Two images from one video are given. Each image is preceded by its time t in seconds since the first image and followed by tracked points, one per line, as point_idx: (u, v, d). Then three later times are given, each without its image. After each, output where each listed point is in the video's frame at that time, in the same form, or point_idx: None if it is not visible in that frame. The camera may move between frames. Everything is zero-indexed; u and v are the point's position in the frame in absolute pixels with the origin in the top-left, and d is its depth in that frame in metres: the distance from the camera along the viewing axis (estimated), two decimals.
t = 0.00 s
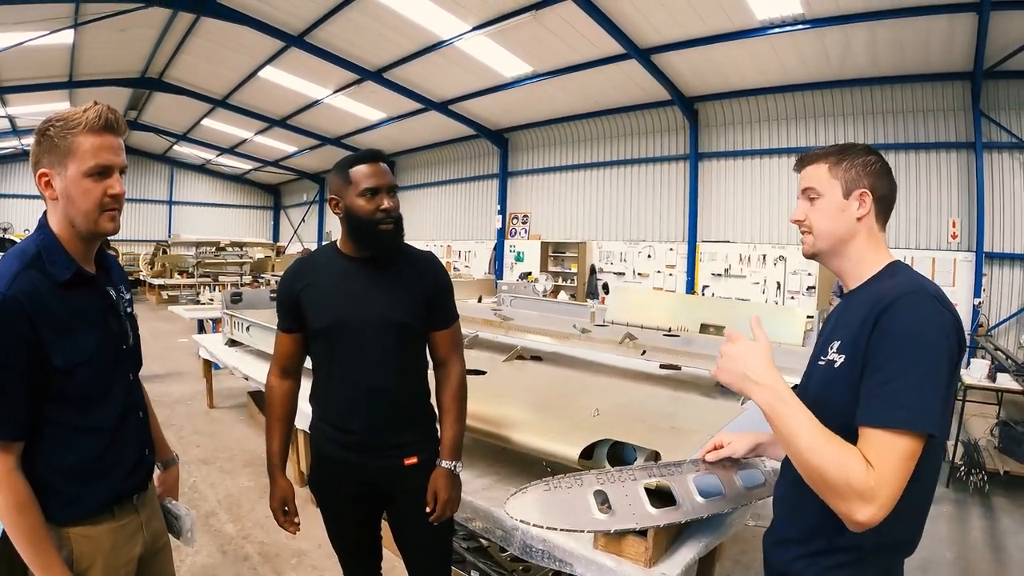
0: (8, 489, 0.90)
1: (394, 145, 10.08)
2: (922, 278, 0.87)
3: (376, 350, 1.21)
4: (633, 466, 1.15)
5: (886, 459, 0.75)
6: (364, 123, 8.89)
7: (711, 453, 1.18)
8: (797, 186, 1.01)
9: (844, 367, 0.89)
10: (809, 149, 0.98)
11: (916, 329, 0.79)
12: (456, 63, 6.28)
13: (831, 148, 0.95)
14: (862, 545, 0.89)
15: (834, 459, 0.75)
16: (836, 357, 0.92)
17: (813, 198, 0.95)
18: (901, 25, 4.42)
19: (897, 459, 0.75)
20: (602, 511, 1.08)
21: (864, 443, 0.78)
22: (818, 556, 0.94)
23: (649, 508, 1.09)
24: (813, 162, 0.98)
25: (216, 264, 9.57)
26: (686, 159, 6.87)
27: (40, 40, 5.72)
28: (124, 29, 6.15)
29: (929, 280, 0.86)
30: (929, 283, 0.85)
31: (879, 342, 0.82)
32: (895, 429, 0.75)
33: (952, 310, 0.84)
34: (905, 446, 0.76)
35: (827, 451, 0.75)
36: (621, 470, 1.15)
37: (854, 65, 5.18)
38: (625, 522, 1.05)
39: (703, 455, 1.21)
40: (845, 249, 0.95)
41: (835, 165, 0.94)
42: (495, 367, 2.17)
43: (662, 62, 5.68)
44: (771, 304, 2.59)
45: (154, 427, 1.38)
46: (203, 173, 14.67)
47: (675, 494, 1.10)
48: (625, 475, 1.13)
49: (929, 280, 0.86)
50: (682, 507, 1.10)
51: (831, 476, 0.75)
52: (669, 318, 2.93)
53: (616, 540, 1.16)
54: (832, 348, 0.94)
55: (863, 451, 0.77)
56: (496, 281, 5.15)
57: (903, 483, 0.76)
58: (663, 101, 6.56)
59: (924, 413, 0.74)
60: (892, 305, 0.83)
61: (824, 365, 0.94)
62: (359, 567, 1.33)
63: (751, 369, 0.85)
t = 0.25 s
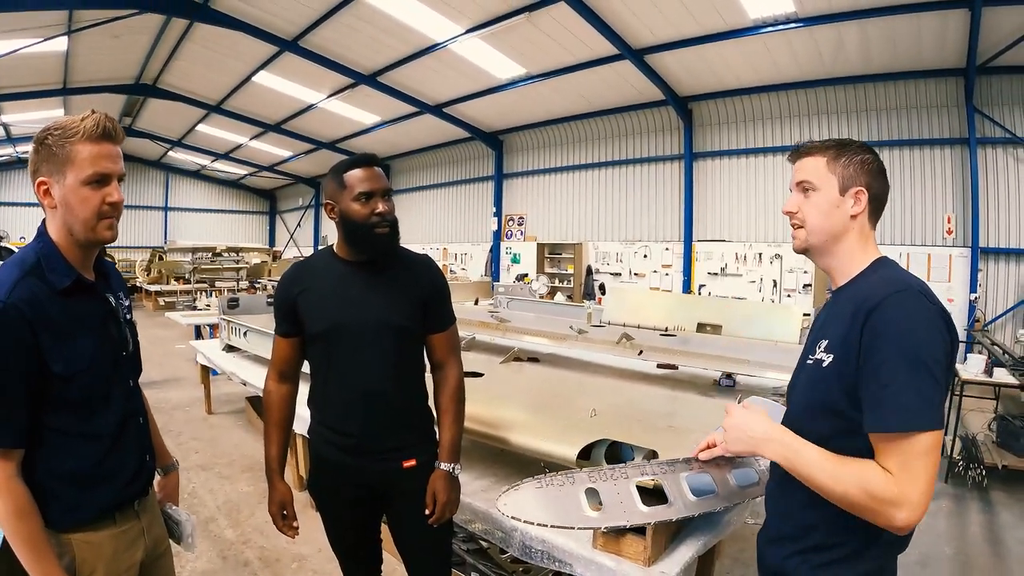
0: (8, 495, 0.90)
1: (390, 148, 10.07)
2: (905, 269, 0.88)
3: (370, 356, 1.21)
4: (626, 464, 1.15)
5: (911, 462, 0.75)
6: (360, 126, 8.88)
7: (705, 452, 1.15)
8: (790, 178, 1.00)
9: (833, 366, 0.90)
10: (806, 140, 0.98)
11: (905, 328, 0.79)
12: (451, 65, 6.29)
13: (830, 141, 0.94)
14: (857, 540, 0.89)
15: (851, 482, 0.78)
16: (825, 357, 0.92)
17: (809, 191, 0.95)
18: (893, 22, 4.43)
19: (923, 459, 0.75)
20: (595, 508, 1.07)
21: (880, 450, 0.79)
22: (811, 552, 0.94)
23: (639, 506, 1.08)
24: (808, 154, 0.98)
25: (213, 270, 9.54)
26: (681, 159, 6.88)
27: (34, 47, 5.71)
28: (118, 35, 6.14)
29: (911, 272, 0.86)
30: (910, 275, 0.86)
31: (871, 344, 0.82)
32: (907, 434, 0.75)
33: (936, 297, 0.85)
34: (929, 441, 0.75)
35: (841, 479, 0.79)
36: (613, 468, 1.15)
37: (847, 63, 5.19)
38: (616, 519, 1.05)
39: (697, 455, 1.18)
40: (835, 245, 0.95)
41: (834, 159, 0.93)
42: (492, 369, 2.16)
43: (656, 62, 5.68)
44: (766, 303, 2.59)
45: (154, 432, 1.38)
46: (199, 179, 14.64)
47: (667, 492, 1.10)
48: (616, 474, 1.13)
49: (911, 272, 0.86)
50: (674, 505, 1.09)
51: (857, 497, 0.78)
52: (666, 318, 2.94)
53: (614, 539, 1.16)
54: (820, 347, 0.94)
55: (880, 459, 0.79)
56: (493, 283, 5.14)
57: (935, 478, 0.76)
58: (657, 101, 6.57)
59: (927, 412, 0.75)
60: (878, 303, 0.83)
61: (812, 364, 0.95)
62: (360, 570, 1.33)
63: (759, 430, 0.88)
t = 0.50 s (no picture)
0: (14, 500, 0.90)
1: (389, 152, 10.08)
2: (901, 266, 0.87)
3: (374, 357, 1.21)
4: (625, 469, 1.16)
5: (909, 462, 0.75)
6: (359, 130, 8.88)
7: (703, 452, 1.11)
8: (787, 173, 0.99)
9: (830, 365, 0.90)
10: (804, 135, 0.97)
11: (901, 326, 0.79)
12: (449, 68, 6.29)
13: (829, 136, 0.93)
14: (860, 538, 0.89)
15: (846, 483, 0.79)
16: (823, 356, 0.92)
17: (808, 186, 0.94)
18: (891, 20, 4.44)
19: (922, 458, 0.75)
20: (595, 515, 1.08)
21: (876, 451, 0.79)
22: (809, 545, 0.94)
23: (640, 509, 1.08)
24: (806, 149, 0.96)
25: (213, 274, 9.54)
26: (680, 159, 6.88)
27: (33, 54, 5.72)
28: (116, 41, 6.14)
29: (909, 269, 0.86)
30: (906, 273, 0.85)
31: (867, 342, 0.82)
32: (907, 433, 0.75)
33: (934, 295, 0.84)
34: (928, 439, 0.75)
35: (838, 481, 0.79)
36: (613, 473, 1.16)
37: (845, 62, 5.19)
38: (618, 525, 1.04)
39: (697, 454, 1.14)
40: (833, 242, 0.95)
41: (834, 155, 0.93)
42: (494, 371, 2.16)
43: (655, 63, 5.69)
44: (766, 302, 2.59)
45: (159, 437, 1.38)
46: (199, 184, 14.65)
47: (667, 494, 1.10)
48: (616, 478, 1.14)
49: (906, 270, 0.86)
50: (675, 506, 1.09)
51: (855, 497, 0.78)
52: (667, 318, 2.94)
53: (618, 540, 1.16)
54: (817, 346, 0.94)
55: (877, 459, 0.79)
56: (493, 286, 5.14)
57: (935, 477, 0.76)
58: (655, 102, 6.58)
59: (923, 410, 0.75)
60: (874, 301, 0.83)
61: (810, 363, 0.95)
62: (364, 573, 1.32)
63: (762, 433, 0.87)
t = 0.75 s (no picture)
0: (19, 504, 0.90)
1: (389, 154, 10.08)
2: (903, 268, 0.83)
3: (376, 358, 1.21)
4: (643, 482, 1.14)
5: (856, 469, 0.73)
6: (358, 133, 8.89)
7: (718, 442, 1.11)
8: (793, 163, 0.94)
9: (817, 363, 0.87)
10: (811, 123, 0.91)
11: (879, 329, 0.75)
12: (447, 70, 6.30)
13: (839, 126, 0.88)
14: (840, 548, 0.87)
15: (788, 485, 0.77)
16: (813, 353, 0.90)
17: (815, 178, 0.89)
18: (888, 19, 4.44)
19: (870, 466, 0.73)
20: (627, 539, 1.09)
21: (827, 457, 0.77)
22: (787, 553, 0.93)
23: (663, 522, 1.14)
24: (814, 137, 0.91)
25: (214, 278, 9.55)
26: (679, 160, 6.89)
27: (32, 59, 5.73)
28: (115, 46, 6.15)
29: (906, 272, 0.81)
30: (901, 274, 0.81)
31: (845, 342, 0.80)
32: (860, 437, 0.73)
33: (930, 301, 0.79)
34: (883, 449, 0.73)
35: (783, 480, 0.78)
36: (629, 489, 1.13)
37: (844, 60, 5.19)
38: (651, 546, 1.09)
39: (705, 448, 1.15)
40: (836, 237, 0.91)
41: (843, 147, 0.87)
42: (494, 373, 2.16)
43: (653, 63, 5.69)
44: (766, 301, 2.59)
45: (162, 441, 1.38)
46: (199, 188, 14.66)
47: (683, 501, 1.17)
48: (634, 494, 1.13)
49: (904, 271, 0.81)
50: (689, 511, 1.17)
51: (796, 501, 0.76)
52: (668, 318, 2.94)
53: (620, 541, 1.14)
54: (809, 344, 0.92)
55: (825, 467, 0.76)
56: (494, 287, 5.15)
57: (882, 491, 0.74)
58: (653, 102, 6.58)
59: (886, 419, 0.72)
60: (859, 298, 0.80)
61: (802, 361, 0.93)
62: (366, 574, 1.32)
63: (706, 444, 0.87)
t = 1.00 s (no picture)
0: (22, 507, 0.90)
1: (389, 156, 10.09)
2: (912, 268, 0.72)
3: (377, 360, 1.21)
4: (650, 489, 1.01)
5: (830, 480, 0.65)
6: (358, 135, 8.89)
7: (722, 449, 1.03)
8: (802, 151, 0.81)
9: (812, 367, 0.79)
10: (826, 105, 0.78)
11: (872, 328, 0.67)
12: (447, 72, 6.30)
13: (856, 110, 0.75)
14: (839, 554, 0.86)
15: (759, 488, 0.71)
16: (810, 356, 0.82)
17: (826, 168, 0.77)
18: (887, 20, 4.44)
19: (845, 477, 0.65)
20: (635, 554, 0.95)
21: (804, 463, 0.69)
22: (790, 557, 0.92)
23: (679, 534, 0.98)
24: (827, 122, 0.78)
25: (215, 280, 9.56)
26: (679, 161, 6.89)
27: (32, 62, 5.74)
28: (116, 49, 6.16)
29: (913, 273, 0.71)
30: (907, 274, 0.71)
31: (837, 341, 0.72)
32: (837, 443, 0.65)
33: (937, 305, 0.69)
34: (861, 461, 0.64)
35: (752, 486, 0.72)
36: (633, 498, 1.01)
37: (844, 62, 5.20)
38: (662, 562, 0.93)
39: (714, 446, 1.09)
40: (844, 235, 0.79)
41: (859, 135, 0.75)
42: (495, 375, 2.16)
43: (653, 65, 5.69)
44: (767, 303, 2.59)
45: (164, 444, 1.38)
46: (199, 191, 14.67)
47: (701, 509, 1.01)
48: (640, 503, 1.00)
49: (913, 272, 0.71)
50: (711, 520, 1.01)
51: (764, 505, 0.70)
52: (669, 320, 2.94)
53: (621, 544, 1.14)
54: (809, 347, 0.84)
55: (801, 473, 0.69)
56: (495, 290, 5.15)
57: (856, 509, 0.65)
58: (654, 104, 6.59)
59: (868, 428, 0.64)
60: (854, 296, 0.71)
61: (802, 365, 0.85)
62: None
63: (696, 455, 0.83)
